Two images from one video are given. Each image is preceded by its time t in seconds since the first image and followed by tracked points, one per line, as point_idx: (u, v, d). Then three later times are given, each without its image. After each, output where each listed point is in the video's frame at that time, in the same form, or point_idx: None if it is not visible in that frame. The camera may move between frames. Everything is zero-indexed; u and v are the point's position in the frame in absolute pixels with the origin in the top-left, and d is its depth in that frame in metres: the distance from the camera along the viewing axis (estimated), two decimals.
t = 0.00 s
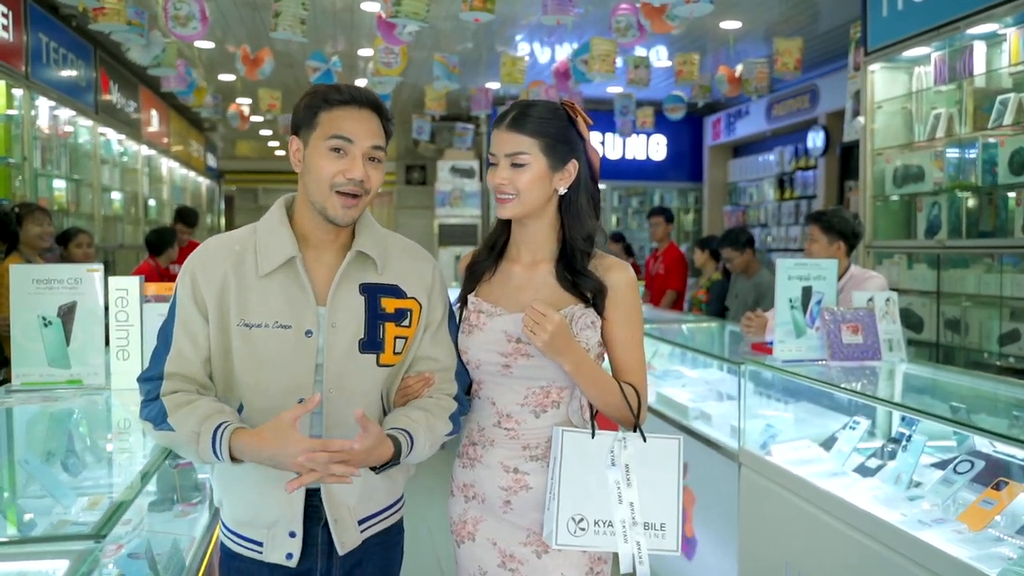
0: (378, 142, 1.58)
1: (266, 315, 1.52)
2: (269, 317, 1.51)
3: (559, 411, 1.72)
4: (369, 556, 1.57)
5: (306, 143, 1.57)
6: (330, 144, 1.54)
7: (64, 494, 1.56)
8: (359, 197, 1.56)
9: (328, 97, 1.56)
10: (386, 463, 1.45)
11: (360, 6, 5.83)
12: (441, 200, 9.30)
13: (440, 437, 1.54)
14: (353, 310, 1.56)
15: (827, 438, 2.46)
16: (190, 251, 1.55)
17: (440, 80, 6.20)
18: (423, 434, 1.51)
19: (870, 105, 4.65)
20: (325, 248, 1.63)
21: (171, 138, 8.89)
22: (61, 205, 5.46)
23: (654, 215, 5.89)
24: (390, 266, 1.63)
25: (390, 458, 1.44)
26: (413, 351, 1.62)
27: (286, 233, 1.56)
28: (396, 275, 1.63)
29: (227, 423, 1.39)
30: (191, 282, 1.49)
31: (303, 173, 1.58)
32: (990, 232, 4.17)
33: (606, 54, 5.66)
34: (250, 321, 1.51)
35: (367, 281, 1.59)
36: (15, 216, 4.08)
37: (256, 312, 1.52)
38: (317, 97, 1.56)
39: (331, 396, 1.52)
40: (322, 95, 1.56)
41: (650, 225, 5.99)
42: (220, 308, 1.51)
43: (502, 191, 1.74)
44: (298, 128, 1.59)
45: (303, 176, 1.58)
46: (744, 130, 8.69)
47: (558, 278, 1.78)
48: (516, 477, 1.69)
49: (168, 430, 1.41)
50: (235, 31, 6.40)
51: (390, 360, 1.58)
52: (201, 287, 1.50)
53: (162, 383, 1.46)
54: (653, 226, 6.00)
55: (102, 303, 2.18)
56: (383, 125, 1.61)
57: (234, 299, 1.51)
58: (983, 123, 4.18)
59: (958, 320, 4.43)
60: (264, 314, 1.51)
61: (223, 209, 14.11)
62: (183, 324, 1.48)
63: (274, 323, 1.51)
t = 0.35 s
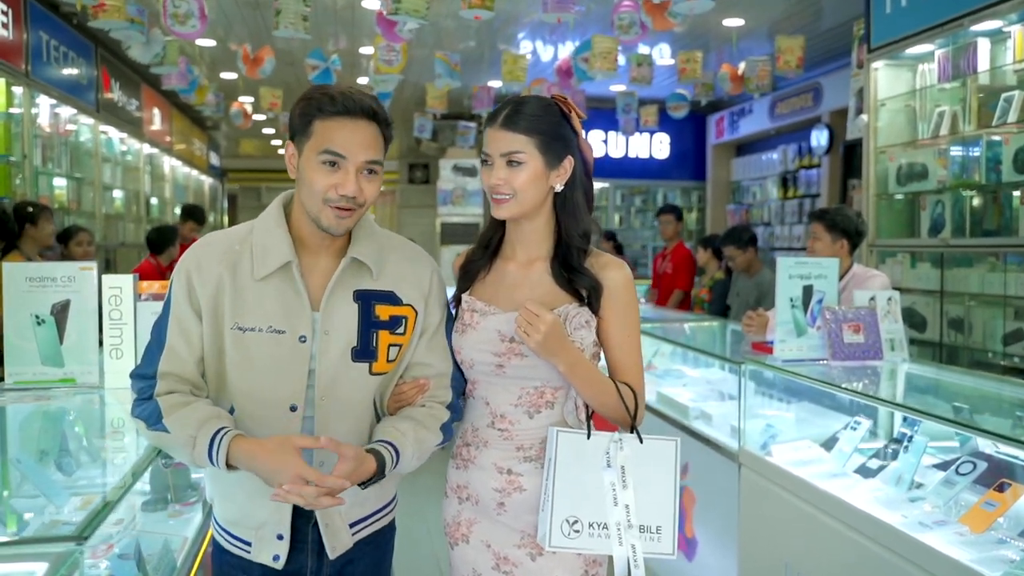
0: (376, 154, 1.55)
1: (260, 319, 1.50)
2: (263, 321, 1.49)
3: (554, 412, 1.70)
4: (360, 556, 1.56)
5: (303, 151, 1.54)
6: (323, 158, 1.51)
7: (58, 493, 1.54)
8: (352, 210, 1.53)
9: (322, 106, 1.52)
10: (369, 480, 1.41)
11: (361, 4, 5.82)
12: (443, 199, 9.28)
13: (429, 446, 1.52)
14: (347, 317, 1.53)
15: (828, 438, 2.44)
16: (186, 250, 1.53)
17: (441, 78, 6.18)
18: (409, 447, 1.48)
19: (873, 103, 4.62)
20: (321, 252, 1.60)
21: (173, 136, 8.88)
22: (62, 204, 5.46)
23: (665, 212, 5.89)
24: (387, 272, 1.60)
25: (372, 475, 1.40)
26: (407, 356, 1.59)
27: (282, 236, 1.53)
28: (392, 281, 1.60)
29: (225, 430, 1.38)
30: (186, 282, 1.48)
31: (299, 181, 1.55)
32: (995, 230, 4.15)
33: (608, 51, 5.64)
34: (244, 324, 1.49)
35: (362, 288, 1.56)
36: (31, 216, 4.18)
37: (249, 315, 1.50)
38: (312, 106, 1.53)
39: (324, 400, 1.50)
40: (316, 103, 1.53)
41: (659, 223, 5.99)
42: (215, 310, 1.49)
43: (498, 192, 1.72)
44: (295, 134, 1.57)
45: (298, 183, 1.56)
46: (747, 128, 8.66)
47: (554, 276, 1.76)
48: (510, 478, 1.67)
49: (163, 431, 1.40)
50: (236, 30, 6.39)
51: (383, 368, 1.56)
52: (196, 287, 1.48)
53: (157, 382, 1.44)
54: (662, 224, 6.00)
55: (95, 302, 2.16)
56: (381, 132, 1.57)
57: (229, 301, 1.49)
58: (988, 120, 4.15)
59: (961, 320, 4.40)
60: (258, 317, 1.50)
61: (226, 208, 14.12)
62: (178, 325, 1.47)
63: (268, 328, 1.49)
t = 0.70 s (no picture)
0: (377, 145, 1.53)
1: (262, 311, 1.48)
2: (264, 314, 1.48)
3: (556, 413, 1.68)
4: (365, 560, 1.53)
5: (305, 142, 1.53)
6: (326, 148, 1.50)
7: (60, 493, 1.52)
8: (354, 201, 1.52)
9: (326, 97, 1.52)
10: (376, 472, 1.41)
11: (369, 3, 5.81)
12: (452, 198, 9.27)
13: (436, 440, 1.50)
14: (349, 309, 1.52)
15: (838, 441, 2.42)
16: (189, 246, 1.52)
17: (449, 77, 6.16)
18: (417, 439, 1.46)
19: (885, 101, 4.57)
20: (323, 246, 1.59)
21: (183, 136, 8.91)
22: (71, 203, 5.47)
23: (679, 212, 5.84)
24: (389, 265, 1.58)
25: (379, 466, 1.40)
26: (411, 351, 1.57)
27: (285, 228, 1.52)
28: (395, 274, 1.58)
29: (223, 427, 1.36)
30: (188, 277, 1.47)
31: (301, 174, 1.54)
32: (1008, 230, 4.10)
33: (617, 50, 5.61)
34: (246, 317, 1.48)
35: (364, 280, 1.55)
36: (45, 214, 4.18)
37: (251, 308, 1.48)
38: (316, 97, 1.52)
39: (327, 394, 1.48)
40: (320, 94, 1.52)
41: (672, 223, 5.96)
42: (218, 304, 1.48)
43: (502, 187, 1.70)
44: (298, 127, 1.56)
45: (301, 176, 1.54)
46: (758, 127, 8.60)
47: (558, 277, 1.74)
48: (511, 480, 1.65)
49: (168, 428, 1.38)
50: (245, 30, 6.40)
51: (386, 360, 1.53)
52: (198, 281, 1.47)
53: (161, 378, 1.43)
54: (675, 224, 5.97)
55: (98, 301, 2.16)
56: (383, 124, 1.56)
57: (231, 295, 1.48)
58: (1001, 119, 4.10)
59: (974, 320, 4.35)
60: (260, 310, 1.48)
61: (236, 208, 14.16)
62: (180, 320, 1.45)
63: (269, 320, 1.47)
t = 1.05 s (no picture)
0: (367, 132, 1.53)
1: (262, 302, 1.48)
2: (264, 304, 1.48)
3: (564, 415, 1.67)
4: (376, 564, 1.52)
5: (299, 136, 1.54)
6: (317, 136, 1.51)
7: (72, 491, 1.49)
8: (348, 187, 1.51)
9: (316, 90, 1.53)
10: (392, 419, 1.39)
11: (383, 4, 5.82)
12: (467, 199, 9.27)
13: (454, 409, 1.50)
14: (350, 295, 1.51)
15: (853, 443, 2.40)
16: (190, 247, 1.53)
17: (463, 76, 6.16)
18: (434, 400, 1.46)
19: (902, 99, 4.51)
20: (322, 238, 1.58)
21: (200, 137, 8.97)
22: (88, 204, 5.52)
23: (694, 212, 5.79)
24: (389, 252, 1.58)
25: (395, 413, 1.39)
26: (416, 336, 1.57)
27: (282, 221, 1.52)
28: (395, 261, 1.57)
29: (209, 387, 1.38)
30: (190, 277, 1.47)
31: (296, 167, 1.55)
32: None
33: (631, 49, 5.58)
34: (246, 309, 1.47)
35: (365, 266, 1.54)
36: (65, 215, 4.23)
37: (252, 299, 1.48)
38: (308, 91, 1.54)
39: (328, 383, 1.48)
40: (310, 88, 1.54)
41: (687, 223, 5.93)
42: (218, 299, 1.48)
43: (509, 183, 1.69)
44: (293, 123, 1.57)
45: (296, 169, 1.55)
46: (774, 127, 8.53)
47: (567, 278, 1.72)
48: (518, 482, 1.63)
49: (160, 408, 1.38)
50: (260, 31, 6.43)
51: (390, 344, 1.53)
52: (198, 278, 1.47)
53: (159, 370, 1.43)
54: (690, 224, 5.93)
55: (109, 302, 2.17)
56: (374, 115, 1.56)
57: (230, 288, 1.48)
58: (1021, 117, 4.04)
59: (994, 321, 4.29)
60: (259, 301, 1.48)
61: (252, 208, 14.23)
62: (182, 317, 1.46)
63: (269, 310, 1.47)
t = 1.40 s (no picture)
0: (373, 133, 1.53)
1: (270, 299, 1.48)
2: (271, 300, 1.48)
3: (573, 415, 1.65)
4: (384, 564, 1.51)
5: (305, 137, 1.54)
6: (323, 137, 1.50)
7: (83, 489, 1.49)
8: (354, 187, 1.51)
9: (322, 92, 1.52)
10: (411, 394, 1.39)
11: (397, 4, 5.81)
12: (481, 198, 9.26)
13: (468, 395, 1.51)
14: (358, 292, 1.51)
15: (868, 445, 2.36)
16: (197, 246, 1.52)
17: (477, 75, 6.16)
18: (452, 383, 1.47)
19: (920, 98, 4.46)
20: (330, 237, 1.58)
21: (216, 137, 9.03)
22: (105, 203, 5.57)
23: (710, 212, 5.75)
24: (397, 248, 1.57)
25: (415, 388, 1.39)
26: (424, 332, 1.56)
27: (289, 220, 1.52)
28: (403, 258, 1.56)
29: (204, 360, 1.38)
30: (198, 275, 1.47)
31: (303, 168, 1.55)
32: None
33: (645, 48, 5.56)
34: (254, 305, 1.47)
35: (373, 263, 1.53)
36: (85, 217, 4.27)
37: (260, 296, 1.48)
38: (313, 92, 1.53)
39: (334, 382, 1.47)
40: (316, 90, 1.53)
41: (702, 223, 5.89)
42: (226, 295, 1.48)
43: (519, 183, 1.67)
44: (300, 125, 1.57)
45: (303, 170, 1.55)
46: (790, 125, 8.47)
47: (577, 277, 1.71)
48: (527, 481, 1.62)
49: (163, 391, 1.40)
50: (275, 31, 6.45)
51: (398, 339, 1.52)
52: (206, 276, 1.47)
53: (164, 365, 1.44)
54: (705, 224, 5.90)
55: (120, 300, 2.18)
56: (380, 116, 1.56)
57: (238, 285, 1.48)
58: None
59: (1013, 322, 4.22)
60: (267, 298, 1.48)
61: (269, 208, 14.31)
62: (191, 315, 1.46)
63: (276, 306, 1.47)
